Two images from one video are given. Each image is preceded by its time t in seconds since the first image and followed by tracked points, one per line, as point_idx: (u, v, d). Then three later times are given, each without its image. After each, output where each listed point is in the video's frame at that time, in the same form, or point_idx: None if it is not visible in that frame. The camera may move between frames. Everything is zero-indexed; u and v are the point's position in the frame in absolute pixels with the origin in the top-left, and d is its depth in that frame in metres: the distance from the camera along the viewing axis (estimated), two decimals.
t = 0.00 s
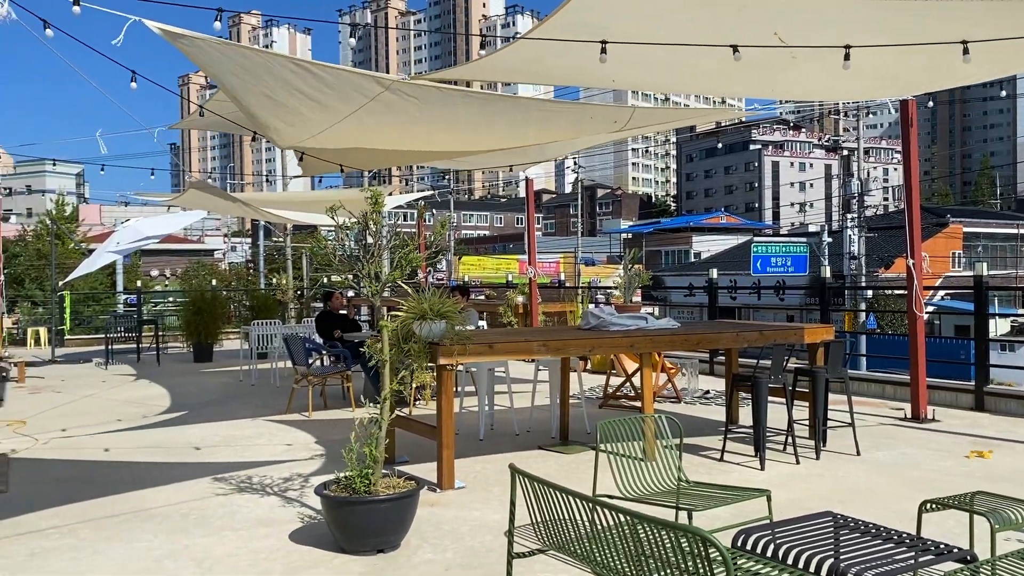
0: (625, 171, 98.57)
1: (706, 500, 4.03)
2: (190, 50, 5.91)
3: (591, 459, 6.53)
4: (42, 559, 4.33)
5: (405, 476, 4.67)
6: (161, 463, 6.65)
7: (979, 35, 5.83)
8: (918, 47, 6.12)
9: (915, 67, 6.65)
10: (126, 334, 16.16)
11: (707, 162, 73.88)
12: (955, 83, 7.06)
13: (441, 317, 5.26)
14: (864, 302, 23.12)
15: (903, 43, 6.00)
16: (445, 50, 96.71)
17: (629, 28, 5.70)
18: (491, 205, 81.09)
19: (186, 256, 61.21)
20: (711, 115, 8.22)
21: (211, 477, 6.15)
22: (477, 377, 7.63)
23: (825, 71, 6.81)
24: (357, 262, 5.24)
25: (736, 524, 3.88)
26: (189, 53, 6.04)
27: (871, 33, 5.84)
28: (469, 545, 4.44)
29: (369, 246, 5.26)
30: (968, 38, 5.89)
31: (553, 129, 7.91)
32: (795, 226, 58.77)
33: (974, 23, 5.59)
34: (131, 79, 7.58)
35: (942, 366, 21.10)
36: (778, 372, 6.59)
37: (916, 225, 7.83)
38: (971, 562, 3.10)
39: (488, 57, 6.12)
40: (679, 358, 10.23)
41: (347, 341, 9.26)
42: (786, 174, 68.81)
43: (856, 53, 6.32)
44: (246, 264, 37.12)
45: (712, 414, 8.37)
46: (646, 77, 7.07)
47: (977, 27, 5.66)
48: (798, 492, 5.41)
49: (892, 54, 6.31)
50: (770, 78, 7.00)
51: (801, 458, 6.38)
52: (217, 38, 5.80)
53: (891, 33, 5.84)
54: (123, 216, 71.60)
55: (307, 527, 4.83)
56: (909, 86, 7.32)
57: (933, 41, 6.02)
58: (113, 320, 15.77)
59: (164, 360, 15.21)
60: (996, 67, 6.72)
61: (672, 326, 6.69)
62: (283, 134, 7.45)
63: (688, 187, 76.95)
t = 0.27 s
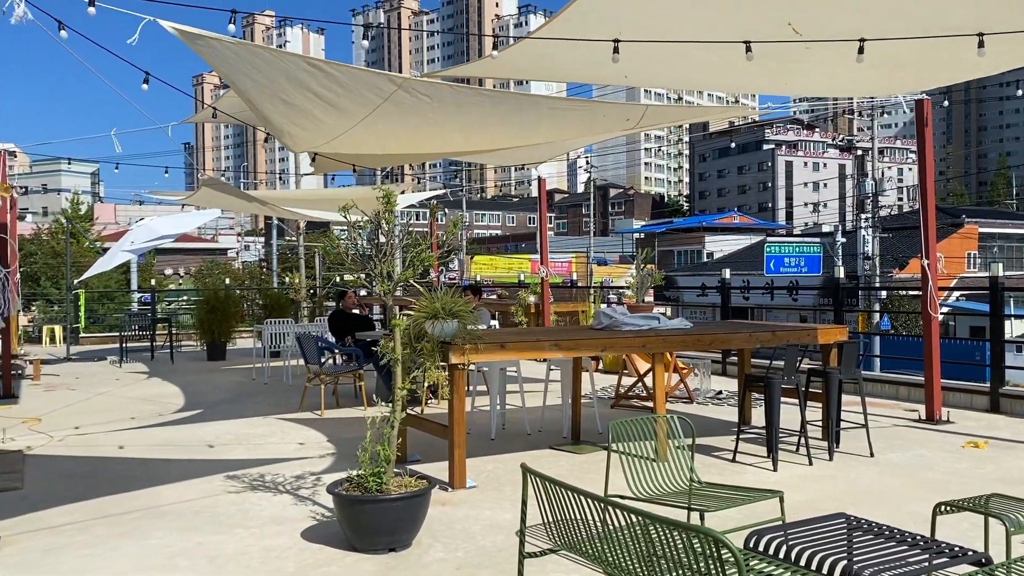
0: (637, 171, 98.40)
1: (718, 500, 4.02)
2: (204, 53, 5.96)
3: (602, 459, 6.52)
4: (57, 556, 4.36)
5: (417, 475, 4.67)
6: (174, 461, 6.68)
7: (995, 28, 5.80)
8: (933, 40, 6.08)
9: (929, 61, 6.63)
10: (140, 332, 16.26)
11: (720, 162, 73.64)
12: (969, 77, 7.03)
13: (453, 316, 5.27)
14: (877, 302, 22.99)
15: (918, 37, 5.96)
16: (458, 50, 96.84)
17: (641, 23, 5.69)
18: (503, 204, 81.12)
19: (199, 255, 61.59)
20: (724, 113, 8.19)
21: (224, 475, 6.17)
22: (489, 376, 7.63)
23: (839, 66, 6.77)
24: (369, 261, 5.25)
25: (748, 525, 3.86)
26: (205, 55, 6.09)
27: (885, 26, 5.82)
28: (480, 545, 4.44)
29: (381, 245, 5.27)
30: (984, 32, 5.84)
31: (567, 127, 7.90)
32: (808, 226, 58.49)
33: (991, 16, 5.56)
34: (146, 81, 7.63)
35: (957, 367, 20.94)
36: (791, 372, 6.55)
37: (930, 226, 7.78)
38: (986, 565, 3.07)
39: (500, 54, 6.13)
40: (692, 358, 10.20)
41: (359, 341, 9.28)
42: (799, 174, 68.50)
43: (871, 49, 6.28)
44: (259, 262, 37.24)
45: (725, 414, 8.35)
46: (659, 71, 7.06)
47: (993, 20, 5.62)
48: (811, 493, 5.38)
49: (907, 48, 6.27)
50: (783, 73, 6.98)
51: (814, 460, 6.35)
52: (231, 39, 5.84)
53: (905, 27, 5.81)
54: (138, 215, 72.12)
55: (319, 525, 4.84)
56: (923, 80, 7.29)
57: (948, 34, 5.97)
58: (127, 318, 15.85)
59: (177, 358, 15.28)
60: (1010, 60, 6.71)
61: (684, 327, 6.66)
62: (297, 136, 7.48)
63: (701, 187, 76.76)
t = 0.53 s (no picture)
0: (645, 171, 98.27)
1: (726, 502, 4.00)
2: (215, 47, 6.01)
3: (610, 459, 6.51)
4: (65, 553, 4.38)
5: (425, 475, 4.68)
6: (182, 459, 6.70)
7: (1007, 25, 5.78)
8: (944, 37, 6.05)
9: (939, 58, 6.61)
10: (149, 331, 16.31)
11: (728, 163, 73.49)
12: (978, 74, 7.01)
13: (461, 316, 5.26)
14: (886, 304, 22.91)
15: (929, 32, 5.93)
16: (467, 51, 96.92)
17: (650, 20, 5.69)
18: (511, 204, 81.12)
19: (208, 254, 61.80)
20: (732, 111, 8.18)
21: (232, 473, 6.18)
22: (496, 376, 7.63)
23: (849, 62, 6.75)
24: (378, 260, 5.25)
25: (756, 526, 3.85)
26: (214, 50, 6.13)
27: (895, 23, 5.80)
28: (488, 545, 4.44)
29: (389, 245, 5.27)
30: (995, 28, 5.81)
31: (575, 123, 7.89)
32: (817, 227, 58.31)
33: (1003, 12, 5.54)
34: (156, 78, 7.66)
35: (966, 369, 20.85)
36: (800, 373, 6.53)
37: (940, 226, 7.74)
38: (996, 568, 3.05)
39: (509, 50, 6.13)
40: (700, 359, 10.17)
41: (367, 340, 9.28)
42: (808, 175, 68.29)
43: (881, 45, 6.26)
44: (268, 262, 37.34)
45: (733, 415, 8.32)
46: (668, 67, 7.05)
47: (1005, 16, 5.59)
48: (819, 495, 5.36)
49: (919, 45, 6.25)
50: (792, 69, 6.97)
51: (822, 461, 6.33)
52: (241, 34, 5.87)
53: (914, 24, 5.80)
54: (147, 214, 72.40)
55: (327, 525, 4.84)
56: (932, 76, 7.27)
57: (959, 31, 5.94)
58: (136, 317, 15.91)
59: (185, 357, 15.32)
60: (1019, 56, 6.70)
61: (693, 327, 6.65)
62: (306, 129, 7.50)
63: (710, 187, 76.62)
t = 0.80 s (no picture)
0: (650, 172, 98.33)
1: (729, 503, 4.00)
2: (220, 41, 6.05)
3: (613, 460, 6.52)
4: (69, 552, 4.39)
5: (428, 474, 4.68)
6: (186, 458, 6.71)
7: (1012, 21, 5.77)
8: (949, 31, 6.05)
9: (943, 55, 6.62)
10: (153, 330, 16.33)
11: (733, 163, 73.41)
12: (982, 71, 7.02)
13: (465, 316, 5.26)
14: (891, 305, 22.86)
15: (933, 27, 5.93)
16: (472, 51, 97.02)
17: (655, 16, 5.70)
18: (516, 205, 81.15)
19: (213, 253, 61.87)
20: (737, 108, 8.18)
21: (236, 473, 6.19)
22: (500, 376, 7.64)
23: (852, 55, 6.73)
24: (382, 261, 5.25)
25: (761, 527, 3.85)
26: (220, 44, 6.15)
27: (900, 19, 5.81)
28: (491, 545, 4.44)
29: (393, 244, 5.28)
30: (1001, 21, 5.81)
31: (580, 117, 7.89)
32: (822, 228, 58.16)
33: (1007, 8, 5.53)
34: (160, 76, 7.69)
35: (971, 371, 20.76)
36: (804, 375, 6.53)
37: (946, 228, 7.72)
38: (999, 569, 3.04)
39: (513, 49, 6.15)
40: (704, 360, 10.17)
41: (371, 340, 9.29)
42: (813, 175, 68.18)
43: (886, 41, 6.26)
44: (273, 262, 37.39)
45: (737, 416, 8.33)
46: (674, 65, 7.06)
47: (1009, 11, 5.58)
48: (824, 496, 5.35)
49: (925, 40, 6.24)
50: (796, 65, 6.98)
51: (826, 462, 6.32)
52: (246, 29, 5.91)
53: (920, 20, 5.80)
54: (152, 213, 72.50)
55: (330, 524, 4.85)
56: (936, 73, 7.27)
57: (964, 26, 5.94)
58: (140, 316, 15.93)
59: (190, 356, 15.37)
60: None
61: (697, 328, 6.64)
62: (310, 120, 7.53)
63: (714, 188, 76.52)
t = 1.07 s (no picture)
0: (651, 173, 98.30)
1: (730, 505, 3.99)
2: (222, 36, 6.07)
3: (614, 461, 6.51)
4: (69, 551, 4.38)
5: (428, 475, 4.68)
6: (186, 458, 6.70)
7: (1013, 25, 5.77)
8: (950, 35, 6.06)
9: (946, 58, 6.62)
10: (153, 329, 16.33)
11: (734, 164, 73.36)
12: (985, 73, 7.01)
13: (465, 316, 5.26)
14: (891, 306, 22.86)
15: (935, 31, 5.93)
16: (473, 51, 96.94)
17: (658, 17, 5.70)
18: (516, 205, 81.10)
19: (214, 252, 61.86)
20: (738, 108, 8.18)
21: (236, 472, 6.19)
22: (500, 376, 7.63)
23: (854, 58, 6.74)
24: (382, 261, 5.25)
25: (761, 529, 3.84)
26: (221, 40, 6.16)
27: (903, 22, 5.80)
28: (491, 546, 4.44)
29: (395, 245, 5.28)
30: (1003, 25, 5.81)
31: (582, 114, 7.89)
32: (823, 229, 58.13)
33: (1008, 13, 5.53)
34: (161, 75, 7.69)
35: (972, 372, 20.75)
36: (805, 376, 6.52)
37: (947, 230, 7.72)
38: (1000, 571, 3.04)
39: (515, 49, 6.15)
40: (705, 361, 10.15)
41: (372, 340, 9.29)
42: (814, 177, 68.13)
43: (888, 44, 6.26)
44: (274, 262, 37.34)
45: (737, 418, 8.32)
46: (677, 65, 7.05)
47: (1011, 16, 5.58)
48: (825, 498, 5.35)
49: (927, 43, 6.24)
50: (800, 66, 6.97)
51: (827, 464, 6.32)
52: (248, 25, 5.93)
53: (924, 23, 5.79)
54: (153, 213, 72.48)
55: (330, 524, 4.84)
56: (938, 76, 7.27)
57: (966, 30, 5.93)
58: (141, 315, 15.92)
59: (191, 355, 15.36)
60: None
61: (698, 330, 6.64)
62: (312, 116, 7.54)
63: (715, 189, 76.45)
